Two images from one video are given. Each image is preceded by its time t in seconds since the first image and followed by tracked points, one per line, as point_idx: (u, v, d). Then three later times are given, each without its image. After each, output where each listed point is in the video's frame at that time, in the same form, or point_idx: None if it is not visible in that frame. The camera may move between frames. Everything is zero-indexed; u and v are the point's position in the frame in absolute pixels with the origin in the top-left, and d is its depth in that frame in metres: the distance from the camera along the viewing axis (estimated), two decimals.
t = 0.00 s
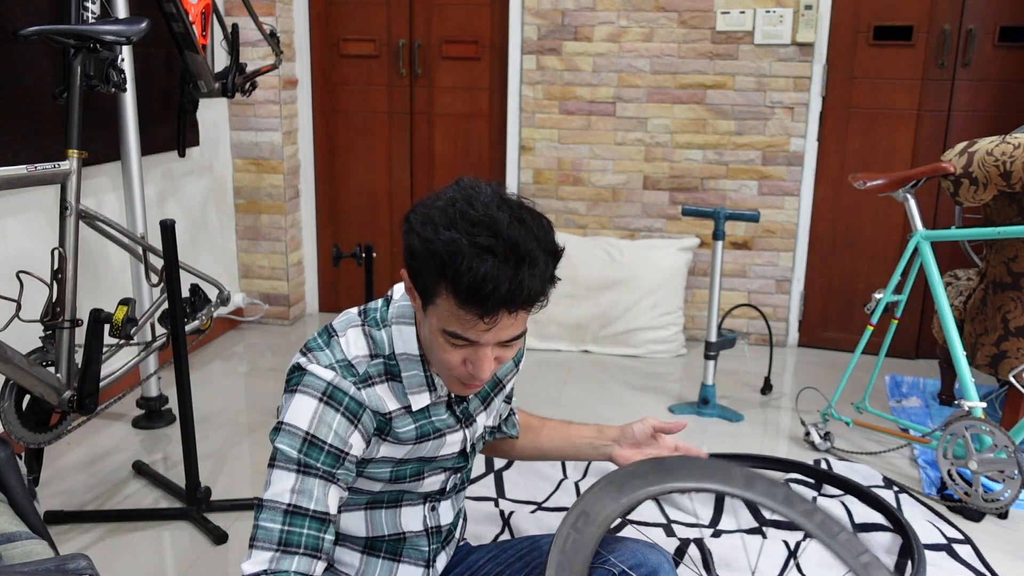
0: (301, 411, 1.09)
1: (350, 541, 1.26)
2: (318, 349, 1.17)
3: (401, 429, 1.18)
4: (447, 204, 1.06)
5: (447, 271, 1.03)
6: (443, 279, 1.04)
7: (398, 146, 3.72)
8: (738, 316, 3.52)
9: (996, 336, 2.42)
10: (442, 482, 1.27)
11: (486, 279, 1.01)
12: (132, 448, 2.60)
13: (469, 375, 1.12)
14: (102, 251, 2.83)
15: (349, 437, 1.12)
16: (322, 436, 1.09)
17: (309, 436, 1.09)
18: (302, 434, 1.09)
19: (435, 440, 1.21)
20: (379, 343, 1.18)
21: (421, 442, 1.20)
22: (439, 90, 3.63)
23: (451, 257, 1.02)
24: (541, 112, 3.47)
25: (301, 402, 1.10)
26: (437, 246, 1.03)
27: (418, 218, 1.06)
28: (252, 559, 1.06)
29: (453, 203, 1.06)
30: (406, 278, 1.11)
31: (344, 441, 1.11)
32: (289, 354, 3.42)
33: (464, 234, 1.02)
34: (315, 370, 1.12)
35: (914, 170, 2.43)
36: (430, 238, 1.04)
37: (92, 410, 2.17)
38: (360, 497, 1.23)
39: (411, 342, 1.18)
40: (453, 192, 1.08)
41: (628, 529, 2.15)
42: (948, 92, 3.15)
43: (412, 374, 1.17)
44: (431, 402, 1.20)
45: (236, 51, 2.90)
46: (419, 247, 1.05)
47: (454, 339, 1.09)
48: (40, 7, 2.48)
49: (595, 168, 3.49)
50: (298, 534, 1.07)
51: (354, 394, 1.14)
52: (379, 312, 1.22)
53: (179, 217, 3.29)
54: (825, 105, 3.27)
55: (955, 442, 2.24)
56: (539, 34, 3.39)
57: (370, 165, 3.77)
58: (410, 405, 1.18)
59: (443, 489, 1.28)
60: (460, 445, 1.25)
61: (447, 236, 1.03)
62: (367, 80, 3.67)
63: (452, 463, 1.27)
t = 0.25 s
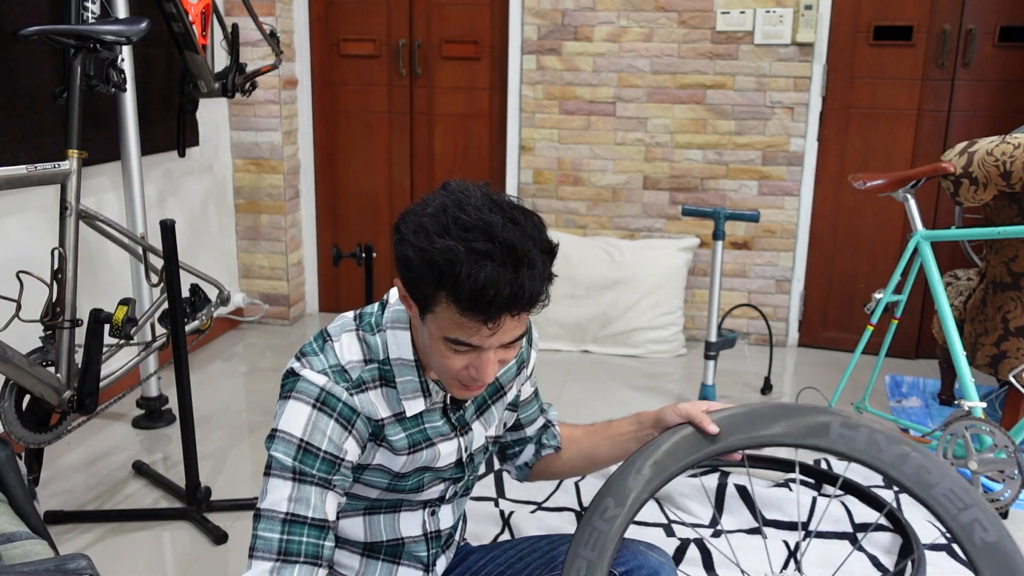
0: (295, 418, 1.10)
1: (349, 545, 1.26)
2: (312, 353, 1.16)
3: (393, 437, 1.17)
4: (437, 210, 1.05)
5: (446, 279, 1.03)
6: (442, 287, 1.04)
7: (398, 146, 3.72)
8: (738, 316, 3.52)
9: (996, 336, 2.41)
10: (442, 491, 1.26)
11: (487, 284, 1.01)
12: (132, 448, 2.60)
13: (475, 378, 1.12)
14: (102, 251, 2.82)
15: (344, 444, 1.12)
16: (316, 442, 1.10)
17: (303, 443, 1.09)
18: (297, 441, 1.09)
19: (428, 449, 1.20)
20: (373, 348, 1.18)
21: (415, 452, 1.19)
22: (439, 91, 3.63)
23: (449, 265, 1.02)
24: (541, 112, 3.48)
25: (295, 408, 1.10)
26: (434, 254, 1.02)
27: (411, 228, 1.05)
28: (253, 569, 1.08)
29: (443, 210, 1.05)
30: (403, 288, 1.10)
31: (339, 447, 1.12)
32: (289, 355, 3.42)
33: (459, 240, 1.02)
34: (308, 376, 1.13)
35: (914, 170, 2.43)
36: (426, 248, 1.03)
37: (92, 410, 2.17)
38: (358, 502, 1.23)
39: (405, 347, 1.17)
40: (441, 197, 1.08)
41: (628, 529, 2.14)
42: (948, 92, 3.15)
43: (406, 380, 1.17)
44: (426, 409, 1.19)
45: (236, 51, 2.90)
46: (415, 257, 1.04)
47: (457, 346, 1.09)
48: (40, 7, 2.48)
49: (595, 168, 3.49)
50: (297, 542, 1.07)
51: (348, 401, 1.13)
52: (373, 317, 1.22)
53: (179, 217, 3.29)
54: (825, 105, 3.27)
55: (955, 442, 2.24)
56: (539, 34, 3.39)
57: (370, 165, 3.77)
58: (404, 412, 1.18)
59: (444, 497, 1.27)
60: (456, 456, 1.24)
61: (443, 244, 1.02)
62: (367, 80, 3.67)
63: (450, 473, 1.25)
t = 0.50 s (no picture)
0: (289, 416, 1.10)
1: (351, 544, 1.26)
2: (306, 352, 1.17)
3: (388, 433, 1.17)
4: (421, 208, 1.04)
5: (450, 274, 1.03)
6: (446, 283, 1.04)
7: (398, 146, 3.72)
8: (738, 316, 3.52)
9: (996, 336, 2.41)
10: (447, 491, 1.26)
11: (491, 271, 1.02)
12: (131, 448, 2.60)
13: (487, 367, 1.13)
14: (102, 251, 2.82)
15: (338, 440, 1.12)
16: (309, 440, 1.09)
17: (296, 441, 1.09)
18: (291, 439, 1.09)
19: (427, 445, 1.19)
20: (367, 345, 1.17)
21: (412, 448, 1.18)
22: (439, 91, 3.63)
23: (451, 259, 1.02)
24: (541, 112, 3.47)
25: (287, 407, 1.10)
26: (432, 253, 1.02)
27: (399, 232, 1.05)
28: (252, 569, 1.07)
29: (427, 207, 1.04)
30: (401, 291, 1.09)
31: (333, 444, 1.11)
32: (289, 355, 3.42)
33: (454, 234, 1.02)
34: (300, 374, 1.12)
35: (914, 170, 2.43)
36: (424, 247, 1.03)
37: (92, 410, 2.17)
38: (364, 497, 1.23)
39: (399, 342, 1.17)
40: (419, 194, 1.07)
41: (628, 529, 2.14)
42: (948, 92, 3.15)
43: (401, 376, 1.16)
44: (423, 404, 1.19)
45: (236, 51, 2.90)
46: (412, 259, 1.04)
47: (467, 336, 1.09)
48: (40, 7, 2.48)
49: (595, 168, 3.49)
50: (294, 541, 1.07)
51: (340, 397, 1.13)
52: (366, 314, 1.21)
53: (179, 217, 3.29)
54: (825, 105, 3.27)
55: (955, 442, 2.24)
56: (539, 34, 3.39)
57: (370, 165, 3.77)
58: (401, 408, 1.17)
59: (451, 498, 1.27)
60: (458, 451, 1.23)
61: (439, 241, 1.02)
62: (367, 80, 3.67)
63: (452, 471, 1.24)
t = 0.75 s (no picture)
0: (276, 415, 1.08)
1: (346, 546, 1.26)
2: (289, 351, 1.15)
3: (376, 427, 1.15)
4: (454, 201, 1.04)
5: (517, 247, 1.05)
6: (512, 257, 1.06)
7: (398, 146, 3.72)
8: (738, 316, 3.52)
9: (996, 336, 2.41)
10: (432, 484, 1.25)
11: (546, 233, 1.07)
12: (131, 448, 2.60)
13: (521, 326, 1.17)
14: (102, 251, 2.83)
15: (326, 435, 1.10)
16: (298, 437, 1.08)
17: (285, 438, 1.07)
18: (279, 437, 1.07)
19: (416, 437, 1.18)
20: (350, 342, 1.17)
21: (401, 441, 1.17)
22: (439, 91, 3.63)
23: (517, 230, 1.04)
24: (541, 112, 3.47)
25: (274, 406, 1.08)
26: (494, 233, 1.04)
27: (443, 226, 1.03)
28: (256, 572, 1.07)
29: (458, 195, 1.04)
30: (450, 288, 1.08)
31: (322, 439, 1.09)
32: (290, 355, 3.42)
33: (502, 209, 1.04)
34: (284, 372, 1.11)
35: (914, 170, 2.43)
36: (485, 231, 1.04)
37: (92, 410, 2.17)
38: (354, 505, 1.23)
39: (384, 337, 1.17)
40: (432, 191, 1.05)
41: (628, 529, 2.14)
42: (948, 92, 3.15)
43: (387, 370, 1.16)
44: (410, 396, 1.18)
45: (236, 51, 2.90)
46: (481, 249, 1.04)
47: (515, 303, 1.12)
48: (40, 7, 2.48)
49: (595, 168, 3.49)
50: (298, 539, 1.08)
51: (325, 393, 1.11)
52: (347, 312, 1.21)
53: (179, 217, 3.29)
54: (825, 105, 3.27)
55: (955, 442, 2.24)
56: (539, 34, 3.39)
57: (370, 165, 3.77)
58: (388, 402, 1.16)
59: (435, 492, 1.27)
60: (445, 442, 1.22)
61: (496, 219, 1.04)
62: (367, 80, 3.67)
63: (440, 463, 1.23)
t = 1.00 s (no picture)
0: (299, 424, 1.08)
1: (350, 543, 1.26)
2: (301, 357, 1.14)
3: (396, 424, 1.15)
4: (500, 194, 1.06)
5: (557, 233, 1.10)
6: (552, 243, 1.10)
7: (398, 146, 3.72)
8: (738, 316, 3.52)
9: (996, 336, 2.42)
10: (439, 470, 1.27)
11: (578, 215, 1.12)
12: (131, 448, 2.60)
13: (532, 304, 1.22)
14: (102, 250, 2.83)
15: (349, 440, 1.10)
16: (324, 444, 1.08)
17: (311, 446, 1.08)
18: (305, 445, 1.08)
19: (432, 428, 1.19)
20: (363, 342, 1.16)
21: (418, 434, 1.18)
22: (439, 91, 3.63)
23: (559, 217, 1.09)
24: (541, 112, 3.47)
25: (296, 415, 1.08)
26: (541, 223, 1.07)
27: (493, 222, 1.05)
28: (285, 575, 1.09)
29: (501, 191, 1.06)
30: (496, 280, 1.10)
31: (347, 444, 1.10)
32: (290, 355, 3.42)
33: (545, 198, 1.08)
34: (303, 379, 1.10)
35: (914, 170, 2.43)
36: (534, 222, 1.07)
37: (92, 410, 2.17)
38: (367, 505, 1.22)
39: (397, 333, 1.16)
40: (474, 187, 1.06)
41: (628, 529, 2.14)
42: (948, 92, 3.15)
43: (403, 365, 1.16)
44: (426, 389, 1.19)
45: (236, 51, 2.90)
46: (532, 240, 1.07)
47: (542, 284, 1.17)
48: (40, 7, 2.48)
49: (595, 168, 3.49)
50: (326, 543, 1.09)
51: (346, 396, 1.10)
52: (355, 310, 1.19)
53: (179, 217, 3.29)
54: (825, 105, 3.27)
55: (955, 442, 2.24)
56: (539, 34, 3.39)
57: (370, 165, 3.77)
58: (406, 396, 1.16)
59: (439, 478, 1.29)
60: (455, 429, 1.24)
61: (542, 208, 1.08)
62: (367, 80, 3.67)
63: (450, 450, 1.25)
